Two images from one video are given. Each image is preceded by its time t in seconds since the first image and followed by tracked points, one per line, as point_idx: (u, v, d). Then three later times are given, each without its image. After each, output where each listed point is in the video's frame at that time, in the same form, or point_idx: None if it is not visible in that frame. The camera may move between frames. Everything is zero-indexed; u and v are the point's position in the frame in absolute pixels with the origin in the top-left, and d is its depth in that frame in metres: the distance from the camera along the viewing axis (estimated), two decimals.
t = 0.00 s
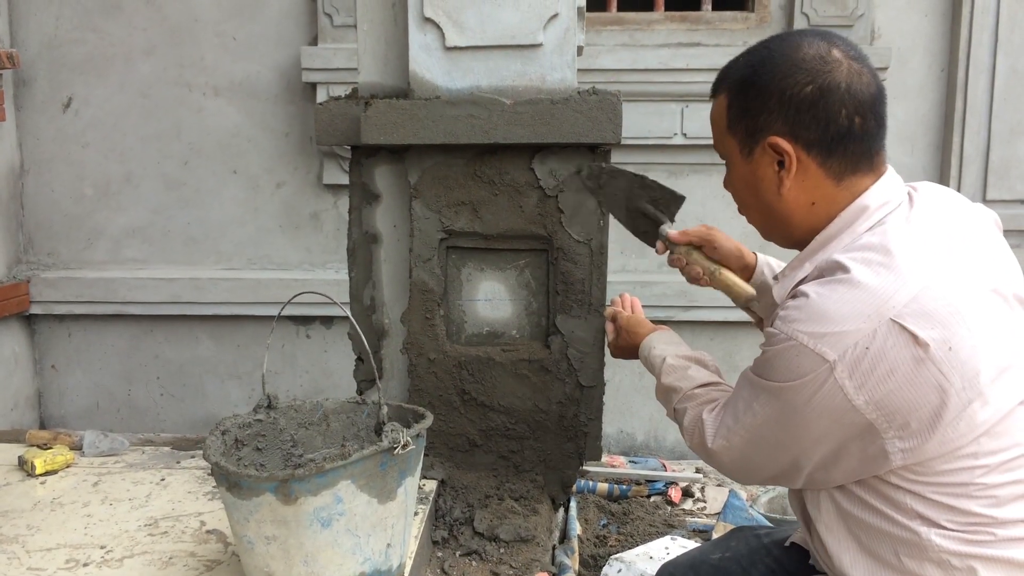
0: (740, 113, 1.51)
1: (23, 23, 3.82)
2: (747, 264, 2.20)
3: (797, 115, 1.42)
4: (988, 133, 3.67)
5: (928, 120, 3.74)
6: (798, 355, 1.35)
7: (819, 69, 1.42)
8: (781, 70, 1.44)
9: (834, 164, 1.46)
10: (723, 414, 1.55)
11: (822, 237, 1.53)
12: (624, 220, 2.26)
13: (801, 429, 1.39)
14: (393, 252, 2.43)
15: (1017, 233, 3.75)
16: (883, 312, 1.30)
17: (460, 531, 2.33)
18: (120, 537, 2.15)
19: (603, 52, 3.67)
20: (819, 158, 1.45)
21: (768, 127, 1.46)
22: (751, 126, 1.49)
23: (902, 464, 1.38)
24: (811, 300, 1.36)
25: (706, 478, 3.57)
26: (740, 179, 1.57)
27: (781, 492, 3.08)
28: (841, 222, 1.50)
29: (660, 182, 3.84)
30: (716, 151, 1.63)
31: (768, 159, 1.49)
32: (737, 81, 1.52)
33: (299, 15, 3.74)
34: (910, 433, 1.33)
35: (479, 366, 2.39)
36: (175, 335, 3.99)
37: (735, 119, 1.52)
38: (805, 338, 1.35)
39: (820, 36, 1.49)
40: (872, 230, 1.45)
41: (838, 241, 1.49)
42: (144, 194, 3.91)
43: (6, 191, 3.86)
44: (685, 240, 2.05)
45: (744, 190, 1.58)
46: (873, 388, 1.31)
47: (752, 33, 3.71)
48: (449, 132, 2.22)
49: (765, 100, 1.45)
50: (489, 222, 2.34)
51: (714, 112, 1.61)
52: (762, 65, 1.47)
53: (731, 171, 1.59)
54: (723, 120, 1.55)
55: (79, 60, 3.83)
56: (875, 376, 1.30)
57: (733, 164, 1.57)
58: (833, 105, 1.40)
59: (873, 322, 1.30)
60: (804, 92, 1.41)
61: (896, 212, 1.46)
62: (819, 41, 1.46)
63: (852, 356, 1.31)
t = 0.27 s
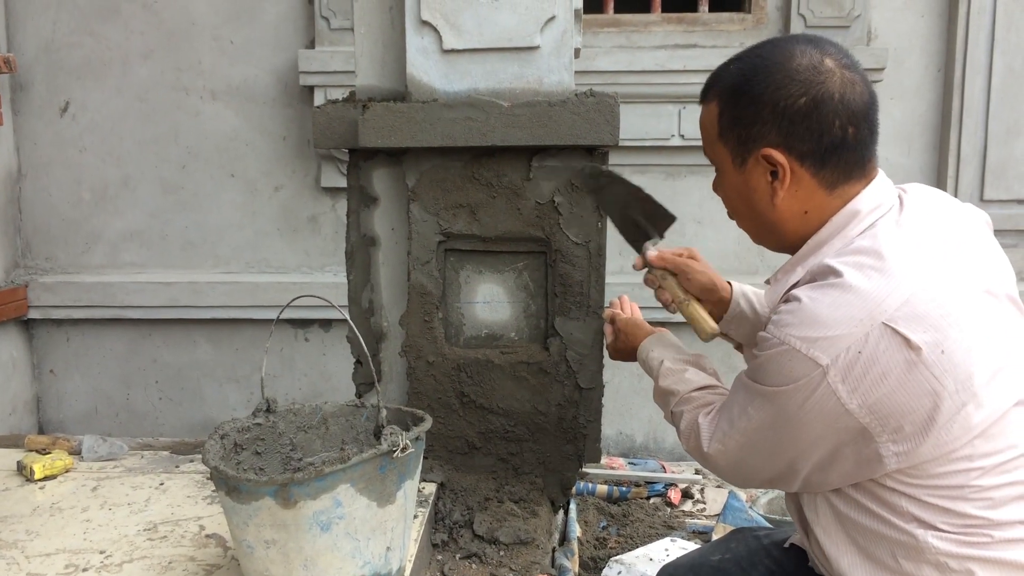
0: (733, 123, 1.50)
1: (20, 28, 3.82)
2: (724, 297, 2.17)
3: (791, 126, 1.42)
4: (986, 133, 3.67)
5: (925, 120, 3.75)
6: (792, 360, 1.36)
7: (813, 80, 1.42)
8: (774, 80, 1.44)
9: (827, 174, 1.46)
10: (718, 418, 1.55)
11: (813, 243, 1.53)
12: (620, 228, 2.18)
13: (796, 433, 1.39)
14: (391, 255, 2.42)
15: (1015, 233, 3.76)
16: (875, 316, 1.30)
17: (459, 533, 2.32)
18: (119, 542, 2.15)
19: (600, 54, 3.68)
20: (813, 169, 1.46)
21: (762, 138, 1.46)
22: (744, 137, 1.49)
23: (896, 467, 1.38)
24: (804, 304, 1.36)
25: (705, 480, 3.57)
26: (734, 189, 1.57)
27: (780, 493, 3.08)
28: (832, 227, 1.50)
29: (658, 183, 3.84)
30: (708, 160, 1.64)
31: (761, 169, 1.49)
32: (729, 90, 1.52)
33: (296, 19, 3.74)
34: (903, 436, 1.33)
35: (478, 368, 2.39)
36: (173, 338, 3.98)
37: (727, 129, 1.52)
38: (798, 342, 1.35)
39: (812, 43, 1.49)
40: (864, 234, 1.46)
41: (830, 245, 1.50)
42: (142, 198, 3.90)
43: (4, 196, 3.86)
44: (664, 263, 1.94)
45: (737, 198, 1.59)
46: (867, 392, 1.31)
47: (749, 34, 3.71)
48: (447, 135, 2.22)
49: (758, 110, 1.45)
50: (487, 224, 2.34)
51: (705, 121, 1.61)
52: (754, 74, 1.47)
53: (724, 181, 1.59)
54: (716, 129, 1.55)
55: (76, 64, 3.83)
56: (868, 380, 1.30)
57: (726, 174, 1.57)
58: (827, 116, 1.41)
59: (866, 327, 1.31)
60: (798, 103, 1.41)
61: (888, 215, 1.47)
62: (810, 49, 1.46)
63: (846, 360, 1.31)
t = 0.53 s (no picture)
0: (730, 130, 1.51)
1: (18, 34, 3.83)
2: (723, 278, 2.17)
3: (789, 130, 1.43)
4: (983, 137, 3.68)
5: (922, 124, 3.76)
6: (795, 360, 1.35)
7: (808, 84, 1.42)
8: (770, 84, 1.44)
9: (828, 176, 1.47)
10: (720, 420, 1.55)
11: (815, 245, 1.53)
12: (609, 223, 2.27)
13: (798, 435, 1.39)
14: (389, 261, 2.42)
15: (1012, 237, 3.77)
16: (879, 317, 1.30)
17: (458, 539, 2.32)
18: (117, 549, 2.14)
19: (598, 60, 3.69)
20: (813, 172, 1.46)
21: (761, 143, 1.47)
22: (742, 141, 1.49)
23: (898, 469, 1.38)
24: (807, 305, 1.36)
25: (704, 485, 3.56)
26: (734, 193, 1.57)
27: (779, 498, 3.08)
28: (833, 230, 1.51)
29: (657, 188, 3.85)
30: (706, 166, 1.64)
31: (762, 174, 1.49)
32: (725, 96, 1.52)
33: (295, 25, 3.75)
34: (906, 438, 1.33)
35: (476, 374, 2.39)
36: (171, 345, 3.98)
37: (726, 135, 1.52)
38: (801, 343, 1.35)
39: (805, 47, 1.50)
40: (865, 236, 1.46)
41: (832, 247, 1.50)
42: (140, 204, 3.90)
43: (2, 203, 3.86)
44: (663, 244, 2.02)
45: (737, 204, 1.59)
46: (870, 394, 1.30)
47: (746, 39, 3.72)
48: (445, 141, 2.22)
49: (756, 115, 1.46)
50: (486, 230, 2.34)
51: (701, 128, 1.61)
52: (750, 81, 1.47)
53: (724, 186, 1.59)
54: (714, 135, 1.55)
55: (75, 71, 3.83)
56: (872, 381, 1.30)
57: (725, 180, 1.57)
58: (825, 117, 1.41)
59: (869, 328, 1.30)
60: (795, 106, 1.42)
61: (889, 217, 1.47)
62: (804, 54, 1.47)
63: (849, 361, 1.31)
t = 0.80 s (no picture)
0: (726, 142, 1.51)
1: (17, 39, 3.83)
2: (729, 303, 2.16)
3: (783, 142, 1.43)
4: (982, 137, 3.68)
5: (922, 125, 3.76)
6: (796, 360, 1.36)
7: (801, 94, 1.42)
8: (764, 97, 1.44)
9: (825, 184, 1.47)
10: (721, 420, 1.55)
11: (815, 248, 1.53)
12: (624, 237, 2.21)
13: (799, 434, 1.39)
14: (389, 263, 2.42)
15: (1013, 236, 3.77)
16: (880, 317, 1.31)
17: (460, 542, 2.32)
18: (119, 553, 2.14)
19: (597, 61, 3.69)
20: (810, 181, 1.46)
21: (755, 155, 1.47)
22: (737, 154, 1.49)
23: (900, 468, 1.37)
24: (807, 304, 1.37)
25: (706, 486, 3.56)
26: (732, 203, 1.58)
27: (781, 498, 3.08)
28: (833, 230, 1.51)
29: (656, 189, 3.85)
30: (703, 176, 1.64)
31: (758, 185, 1.50)
32: (719, 108, 1.52)
33: (294, 28, 3.76)
34: (908, 438, 1.33)
35: (477, 376, 2.39)
36: (172, 348, 3.98)
37: (721, 147, 1.53)
38: (802, 342, 1.35)
39: (798, 55, 1.49)
40: (866, 236, 1.46)
41: (832, 248, 1.50)
42: (140, 208, 3.91)
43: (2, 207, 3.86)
44: (670, 270, 1.94)
45: (735, 212, 1.59)
46: (872, 393, 1.31)
47: (745, 40, 3.73)
48: (446, 143, 2.22)
49: (750, 128, 1.46)
50: (486, 232, 2.34)
51: (696, 138, 1.61)
52: (742, 92, 1.47)
53: (722, 196, 1.60)
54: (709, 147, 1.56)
55: (74, 75, 3.84)
56: (873, 380, 1.30)
57: (723, 190, 1.58)
58: (819, 128, 1.41)
59: (870, 327, 1.31)
60: (789, 118, 1.42)
61: (890, 217, 1.47)
62: (796, 62, 1.47)
63: (849, 361, 1.31)
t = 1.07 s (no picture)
0: (732, 151, 1.51)
1: (21, 39, 3.84)
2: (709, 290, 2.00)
3: (792, 152, 1.43)
4: (985, 138, 3.68)
5: (924, 125, 3.76)
6: (804, 358, 1.36)
7: (807, 103, 1.42)
8: (771, 106, 1.44)
9: (832, 189, 1.47)
10: (727, 418, 1.55)
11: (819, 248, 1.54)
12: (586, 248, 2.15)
13: (805, 432, 1.39)
14: (393, 263, 2.43)
15: (1016, 237, 3.76)
16: (888, 315, 1.31)
17: (463, 541, 2.32)
18: (123, 552, 2.15)
19: (599, 62, 3.69)
20: (818, 188, 1.47)
21: (765, 165, 1.47)
22: (745, 163, 1.49)
23: (907, 466, 1.38)
24: (816, 302, 1.37)
25: (708, 486, 3.56)
26: (740, 211, 1.58)
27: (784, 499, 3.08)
28: (839, 231, 1.51)
29: (658, 190, 3.85)
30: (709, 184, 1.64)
31: (767, 194, 1.50)
32: (724, 117, 1.52)
33: (296, 28, 3.76)
34: (915, 435, 1.33)
35: (480, 376, 2.39)
36: (175, 348, 3.98)
37: (727, 156, 1.53)
38: (810, 339, 1.35)
39: (799, 60, 1.48)
40: (873, 234, 1.46)
41: (839, 246, 1.49)
42: (143, 208, 3.91)
43: (5, 207, 3.87)
44: (647, 267, 1.97)
45: (741, 217, 1.60)
46: (880, 391, 1.31)
47: (748, 40, 3.73)
48: (449, 143, 2.23)
49: (758, 138, 1.46)
50: (490, 232, 2.34)
51: (701, 147, 1.61)
52: (746, 101, 1.46)
53: (729, 204, 1.59)
54: (715, 156, 1.55)
55: (77, 75, 3.84)
56: (881, 378, 1.31)
57: (730, 198, 1.57)
58: (826, 136, 1.41)
59: (879, 325, 1.31)
60: (796, 127, 1.42)
61: (896, 216, 1.48)
62: (799, 69, 1.46)
63: (858, 358, 1.32)
